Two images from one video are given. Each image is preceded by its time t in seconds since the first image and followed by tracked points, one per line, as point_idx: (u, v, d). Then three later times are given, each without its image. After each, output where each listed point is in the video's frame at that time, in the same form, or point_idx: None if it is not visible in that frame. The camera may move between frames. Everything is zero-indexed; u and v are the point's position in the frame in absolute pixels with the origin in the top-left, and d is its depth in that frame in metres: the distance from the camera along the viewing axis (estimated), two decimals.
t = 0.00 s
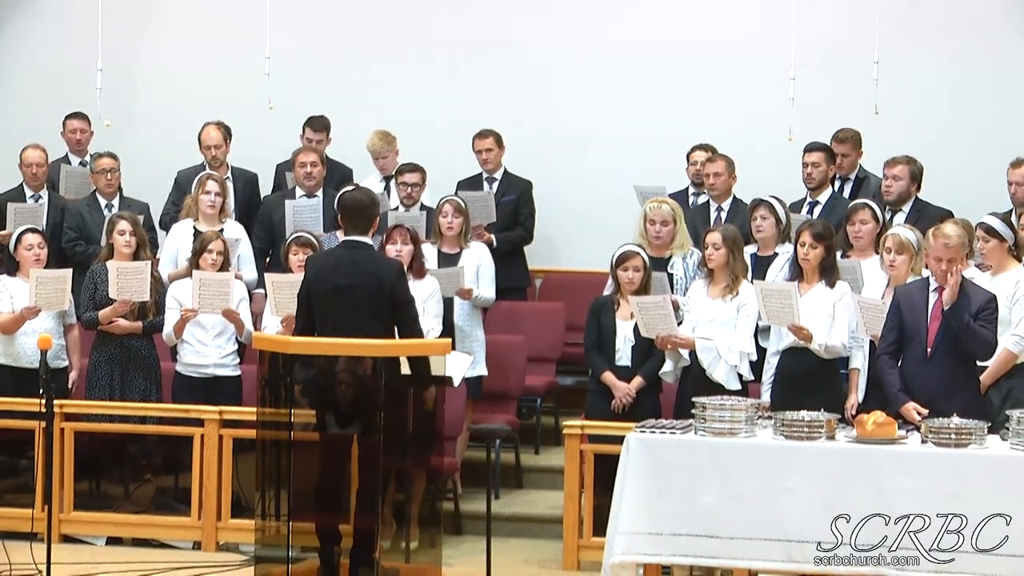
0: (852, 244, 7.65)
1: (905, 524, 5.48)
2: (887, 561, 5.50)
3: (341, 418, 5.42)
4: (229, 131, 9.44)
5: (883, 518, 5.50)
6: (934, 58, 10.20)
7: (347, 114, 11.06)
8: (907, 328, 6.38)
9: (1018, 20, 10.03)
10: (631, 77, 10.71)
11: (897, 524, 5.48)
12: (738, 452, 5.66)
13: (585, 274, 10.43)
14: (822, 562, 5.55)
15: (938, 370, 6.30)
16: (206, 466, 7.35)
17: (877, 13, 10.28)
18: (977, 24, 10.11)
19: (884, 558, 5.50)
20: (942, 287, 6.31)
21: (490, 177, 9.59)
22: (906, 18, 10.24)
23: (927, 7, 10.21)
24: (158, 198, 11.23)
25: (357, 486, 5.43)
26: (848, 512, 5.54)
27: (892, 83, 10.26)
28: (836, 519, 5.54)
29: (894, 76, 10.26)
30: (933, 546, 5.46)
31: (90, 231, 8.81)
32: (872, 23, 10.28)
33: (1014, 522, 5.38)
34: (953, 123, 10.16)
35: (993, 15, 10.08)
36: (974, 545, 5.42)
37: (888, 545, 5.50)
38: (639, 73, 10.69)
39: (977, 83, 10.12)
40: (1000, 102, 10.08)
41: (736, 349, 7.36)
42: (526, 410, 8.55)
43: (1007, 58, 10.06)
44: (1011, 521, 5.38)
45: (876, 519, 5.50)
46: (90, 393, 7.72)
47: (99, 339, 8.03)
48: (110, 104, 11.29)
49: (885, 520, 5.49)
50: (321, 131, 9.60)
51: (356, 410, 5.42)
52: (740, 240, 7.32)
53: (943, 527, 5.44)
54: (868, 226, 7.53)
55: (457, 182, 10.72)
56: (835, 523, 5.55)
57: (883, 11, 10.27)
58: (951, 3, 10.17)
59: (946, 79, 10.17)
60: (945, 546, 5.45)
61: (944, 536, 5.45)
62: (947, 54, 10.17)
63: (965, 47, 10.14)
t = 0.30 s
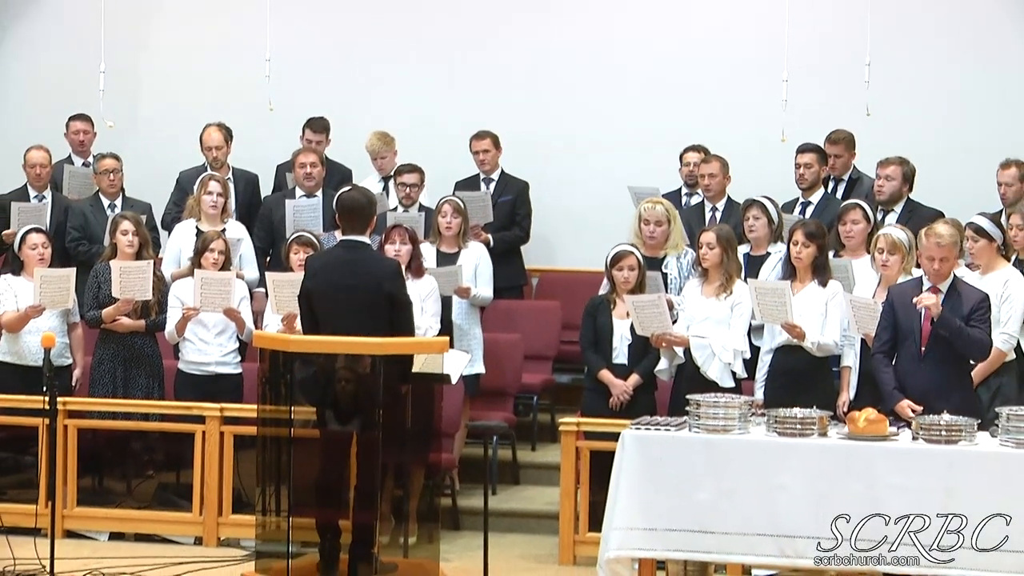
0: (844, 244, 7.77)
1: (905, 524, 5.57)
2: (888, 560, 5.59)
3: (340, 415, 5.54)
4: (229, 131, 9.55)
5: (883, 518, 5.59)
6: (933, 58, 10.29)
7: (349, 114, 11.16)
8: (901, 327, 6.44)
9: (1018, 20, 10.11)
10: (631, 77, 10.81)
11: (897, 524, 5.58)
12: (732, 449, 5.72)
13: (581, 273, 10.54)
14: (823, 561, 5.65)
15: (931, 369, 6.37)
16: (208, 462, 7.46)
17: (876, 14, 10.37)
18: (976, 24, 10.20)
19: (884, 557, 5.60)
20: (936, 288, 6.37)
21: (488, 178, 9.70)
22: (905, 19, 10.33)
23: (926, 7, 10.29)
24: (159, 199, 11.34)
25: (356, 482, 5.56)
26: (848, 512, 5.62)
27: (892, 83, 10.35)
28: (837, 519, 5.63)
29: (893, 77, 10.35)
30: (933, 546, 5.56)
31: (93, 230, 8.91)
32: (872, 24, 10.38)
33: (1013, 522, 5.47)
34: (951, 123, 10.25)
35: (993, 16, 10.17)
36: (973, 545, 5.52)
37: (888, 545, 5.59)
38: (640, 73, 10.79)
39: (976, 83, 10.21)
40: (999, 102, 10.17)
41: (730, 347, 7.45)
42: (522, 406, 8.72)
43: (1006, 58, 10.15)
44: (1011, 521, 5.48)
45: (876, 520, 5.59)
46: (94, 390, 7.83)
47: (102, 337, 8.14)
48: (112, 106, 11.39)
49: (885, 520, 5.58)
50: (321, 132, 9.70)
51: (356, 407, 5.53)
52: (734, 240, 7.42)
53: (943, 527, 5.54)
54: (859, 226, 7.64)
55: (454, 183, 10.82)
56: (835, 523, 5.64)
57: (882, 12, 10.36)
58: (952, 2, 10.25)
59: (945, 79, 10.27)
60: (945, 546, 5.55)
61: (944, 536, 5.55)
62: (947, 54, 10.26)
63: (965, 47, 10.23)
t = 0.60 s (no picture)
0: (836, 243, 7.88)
1: (905, 524, 5.57)
2: (888, 560, 5.60)
3: (340, 412, 5.65)
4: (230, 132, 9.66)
5: (883, 518, 5.59)
6: (932, 58, 10.37)
7: (350, 114, 11.28)
8: (896, 326, 6.46)
9: (1018, 21, 10.19)
10: (631, 77, 10.91)
11: (897, 524, 5.58)
12: (725, 445, 5.75)
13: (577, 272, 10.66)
14: (823, 561, 5.65)
15: (927, 367, 6.37)
16: (209, 459, 7.56)
17: (875, 14, 10.47)
18: (976, 24, 10.28)
19: (884, 557, 5.61)
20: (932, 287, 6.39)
21: (485, 178, 9.80)
22: (904, 19, 10.42)
23: (926, 8, 10.38)
24: (161, 199, 11.46)
25: (354, 478, 5.67)
26: (848, 512, 5.62)
27: (890, 83, 10.45)
28: (837, 519, 5.63)
29: (892, 76, 10.45)
30: (933, 546, 5.56)
31: (97, 230, 9.02)
32: (870, 24, 10.47)
33: (1014, 522, 5.47)
34: (950, 122, 10.35)
35: (992, 16, 10.25)
36: (974, 545, 5.52)
37: (888, 545, 5.60)
38: (639, 73, 10.90)
39: (975, 83, 10.30)
40: (998, 101, 10.25)
41: (723, 345, 7.55)
42: (519, 403, 8.78)
43: (1005, 58, 10.23)
44: (1011, 521, 5.48)
45: (876, 519, 5.60)
46: (97, 387, 7.94)
47: (105, 336, 8.24)
48: (114, 107, 11.51)
49: (885, 520, 5.59)
50: (320, 133, 9.80)
51: (355, 404, 5.64)
52: (728, 240, 7.54)
53: (943, 527, 5.54)
54: (851, 226, 7.75)
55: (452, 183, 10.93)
56: (835, 523, 5.64)
57: (881, 12, 10.46)
58: (951, 3, 10.34)
59: (944, 79, 10.36)
60: (945, 546, 5.55)
61: (944, 536, 5.55)
62: (946, 54, 10.35)
63: (964, 48, 10.31)
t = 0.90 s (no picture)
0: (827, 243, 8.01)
1: (905, 524, 5.65)
2: (888, 560, 5.67)
3: (339, 409, 5.75)
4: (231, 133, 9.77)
5: (883, 518, 5.67)
6: (931, 58, 10.48)
7: (352, 114, 11.38)
8: (892, 325, 6.42)
9: (1018, 20, 10.29)
10: (630, 78, 11.02)
11: (898, 524, 5.66)
12: (717, 442, 5.84)
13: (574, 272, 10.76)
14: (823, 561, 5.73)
15: (924, 366, 6.34)
16: (210, 455, 7.66)
17: (873, 14, 10.57)
18: (974, 24, 10.39)
19: (884, 557, 5.68)
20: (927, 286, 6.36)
21: (482, 179, 9.91)
22: (903, 19, 10.52)
23: (924, 8, 10.48)
24: (163, 199, 11.56)
25: (353, 474, 5.78)
26: (848, 512, 5.70)
27: (889, 82, 10.54)
28: (837, 518, 5.71)
29: (890, 76, 10.55)
30: (933, 546, 5.63)
31: (99, 229, 9.13)
32: (869, 25, 10.58)
33: (1014, 521, 5.55)
34: (948, 122, 10.46)
35: (991, 16, 10.35)
36: (974, 545, 5.60)
37: (888, 545, 5.68)
38: (639, 73, 11.00)
39: (975, 83, 10.40)
40: (996, 101, 10.37)
41: (717, 343, 7.65)
42: (516, 401, 8.86)
43: (1003, 57, 10.34)
44: (1011, 521, 5.56)
45: (876, 519, 5.68)
46: (100, 385, 8.05)
47: (108, 334, 8.37)
48: (116, 108, 11.62)
49: (885, 520, 5.67)
50: (319, 134, 9.91)
51: (355, 401, 5.74)
52: (722, 239, 7.65)
53: (943, 527, 5.62)
54: (842, 226, 7.88)
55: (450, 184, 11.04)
56: (835, 523, 5.72)
57: (879, 13, 10.56)
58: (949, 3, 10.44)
59: (942, 79, 10.46)
60: (944, 546, 5.62)
61: (944, 536, 5.62)
62: (944, 54, 10.45)
63: (962, 48, 10.42)
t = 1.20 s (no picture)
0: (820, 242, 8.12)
1: (905, 524, 5.75)
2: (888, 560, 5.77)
3: (338, 407, 5.86)
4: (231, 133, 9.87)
5: (883, 518, 5.77)
6: (930, 58, 10.58)
7: (353, 114, 11.48)
8: (886, 325, 6.43)
9: (1018, 21, 10.41)
10: (630, 78, 11.12)
11: (898, 524, 5.75)
12: (710, 439, 5.94)
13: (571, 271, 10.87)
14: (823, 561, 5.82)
15: (917, 365, 6.35)
16: (211, 452, 7.77)
17: (872, 15, 10.68)
18: (973, 25, 10.50)
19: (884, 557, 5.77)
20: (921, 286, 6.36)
21: (480, 179, 10.02)
22: (902, 20, 10.62)
23: (923, 9, 10.59)
24: (164, 199, 11.67)
25: (352, 470, 5.89)
26: (848, 513, 5.80)
27: (888, 83, 10.65)
28: (837, 519, 5.80)
29: (889, 76, 10.66)
30: (933, 546, 5.73)
31: (101, 229, 9.26)
32: (867, 25, 10.69)
33: (1013, 521, 5.66)
34: (946, 122, 10.57)
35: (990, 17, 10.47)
36: (973, 545, 5.70)
37: (888, 545, 5.77)
38: (640, 74, 11.10)
39: (975, 83, 10.51)
40: (995, 101, 10.48)
41: (711, 342, 7.76)
42: (512, 398, 9.04)
43: (1002, 58, 10.45)
44: (1010, 521, 5.67)
45: (876, 519, 5.77)
46: (102, 382, 8.16)
47: (110, 332, 8.48)
48: (119, 109, 11.73)
49: (885, 520, 5.76)
50: (318, 135, 10.03)
51: (354, 400, 5.85)
52: (715, 239, 7.75)
53: (943, 527, 5.72)
54: (834, 226, 8.00)
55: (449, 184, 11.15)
56: (835, 524, 5.81)
57: (878, 14, 10.67)
58: (948, 3, 10.55)
59: (941, 79, 10.57)
60: (945, 546, 5.72)
61: (944, 536, 5.72)
62: (943, 54, 10.56)
63: (961, 48, 10.53)
